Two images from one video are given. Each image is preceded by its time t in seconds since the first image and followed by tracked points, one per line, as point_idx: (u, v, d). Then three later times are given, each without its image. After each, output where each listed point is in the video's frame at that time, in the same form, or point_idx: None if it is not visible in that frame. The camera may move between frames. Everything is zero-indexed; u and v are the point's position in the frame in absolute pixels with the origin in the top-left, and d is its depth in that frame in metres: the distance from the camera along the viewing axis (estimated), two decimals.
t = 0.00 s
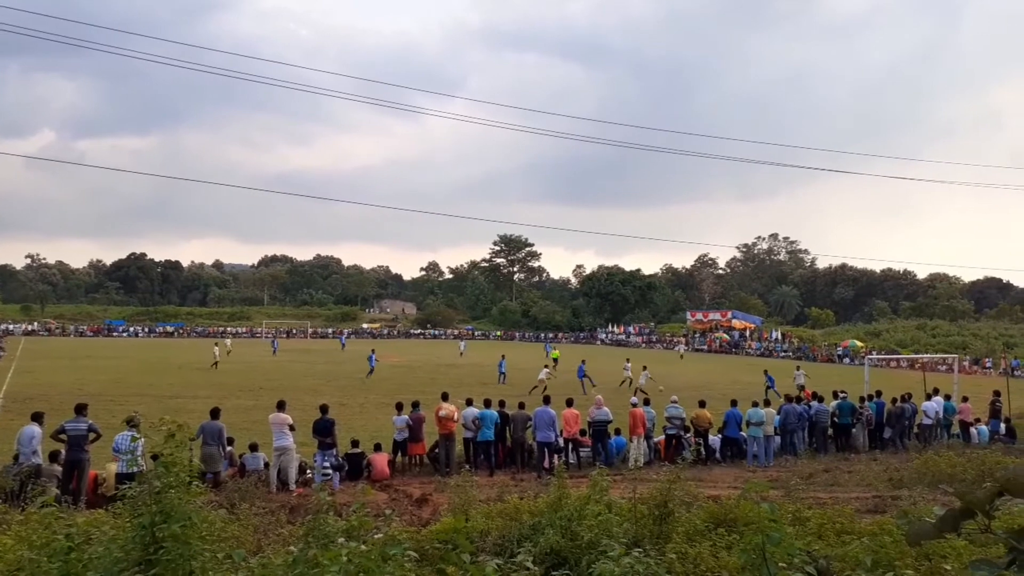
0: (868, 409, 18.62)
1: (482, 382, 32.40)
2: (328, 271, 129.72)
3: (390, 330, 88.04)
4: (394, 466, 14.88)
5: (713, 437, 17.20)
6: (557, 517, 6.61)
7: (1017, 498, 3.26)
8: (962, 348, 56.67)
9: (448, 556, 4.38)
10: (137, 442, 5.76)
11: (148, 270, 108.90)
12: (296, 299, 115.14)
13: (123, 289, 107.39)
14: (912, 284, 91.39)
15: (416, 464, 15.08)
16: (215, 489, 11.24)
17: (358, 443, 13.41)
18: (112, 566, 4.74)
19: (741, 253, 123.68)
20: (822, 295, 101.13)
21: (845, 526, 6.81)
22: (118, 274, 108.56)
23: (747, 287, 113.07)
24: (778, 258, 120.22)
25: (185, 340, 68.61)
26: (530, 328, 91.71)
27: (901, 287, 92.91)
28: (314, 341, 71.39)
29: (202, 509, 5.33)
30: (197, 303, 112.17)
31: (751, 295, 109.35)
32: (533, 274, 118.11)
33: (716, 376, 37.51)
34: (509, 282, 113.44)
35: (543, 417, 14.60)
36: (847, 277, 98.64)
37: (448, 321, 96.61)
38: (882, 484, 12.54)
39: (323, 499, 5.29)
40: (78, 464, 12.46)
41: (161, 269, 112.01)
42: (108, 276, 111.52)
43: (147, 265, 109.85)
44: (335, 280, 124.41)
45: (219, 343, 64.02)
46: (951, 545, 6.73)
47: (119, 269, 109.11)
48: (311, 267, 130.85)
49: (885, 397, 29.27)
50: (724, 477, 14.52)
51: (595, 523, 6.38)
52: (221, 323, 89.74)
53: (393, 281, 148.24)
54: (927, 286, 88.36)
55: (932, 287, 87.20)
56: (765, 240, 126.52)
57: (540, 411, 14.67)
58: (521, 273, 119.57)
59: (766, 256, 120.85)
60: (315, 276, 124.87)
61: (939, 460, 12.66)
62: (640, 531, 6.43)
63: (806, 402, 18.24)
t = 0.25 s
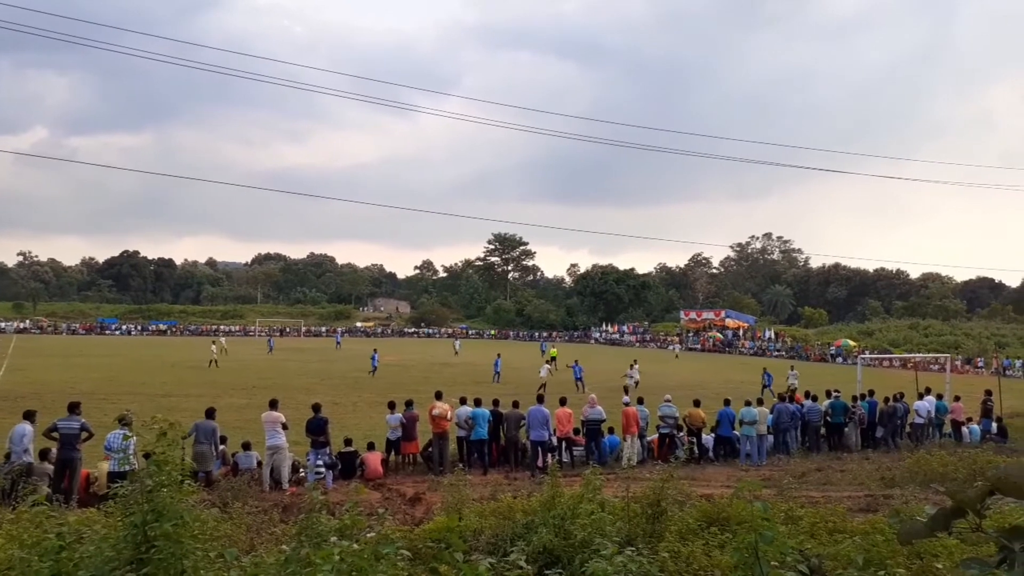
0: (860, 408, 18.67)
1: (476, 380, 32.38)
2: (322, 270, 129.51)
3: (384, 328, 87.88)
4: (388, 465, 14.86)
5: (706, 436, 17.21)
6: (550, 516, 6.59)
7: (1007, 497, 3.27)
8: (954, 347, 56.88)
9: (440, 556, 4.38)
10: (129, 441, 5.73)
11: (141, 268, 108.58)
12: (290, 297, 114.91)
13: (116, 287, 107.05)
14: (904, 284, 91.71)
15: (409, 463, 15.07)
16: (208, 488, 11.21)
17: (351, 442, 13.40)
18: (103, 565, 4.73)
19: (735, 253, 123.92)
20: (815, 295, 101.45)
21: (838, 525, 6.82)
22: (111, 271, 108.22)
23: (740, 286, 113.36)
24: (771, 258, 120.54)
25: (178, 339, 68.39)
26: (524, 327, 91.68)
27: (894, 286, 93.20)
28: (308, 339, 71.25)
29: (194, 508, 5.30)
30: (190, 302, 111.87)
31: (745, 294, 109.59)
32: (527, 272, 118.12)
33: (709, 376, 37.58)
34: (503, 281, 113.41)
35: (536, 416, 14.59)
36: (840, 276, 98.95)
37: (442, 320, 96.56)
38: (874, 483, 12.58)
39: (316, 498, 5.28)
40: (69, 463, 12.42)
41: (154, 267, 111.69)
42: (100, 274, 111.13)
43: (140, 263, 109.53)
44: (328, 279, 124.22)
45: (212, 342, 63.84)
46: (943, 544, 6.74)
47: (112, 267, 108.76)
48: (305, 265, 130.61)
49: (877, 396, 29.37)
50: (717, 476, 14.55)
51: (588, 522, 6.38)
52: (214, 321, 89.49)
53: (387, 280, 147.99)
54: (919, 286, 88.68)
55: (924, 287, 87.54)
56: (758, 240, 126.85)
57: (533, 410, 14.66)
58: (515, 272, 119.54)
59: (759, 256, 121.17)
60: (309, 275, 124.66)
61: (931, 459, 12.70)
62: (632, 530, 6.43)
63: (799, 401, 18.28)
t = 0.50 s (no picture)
0: (844, 408, 18.80)
1: (462, 381, 32.37)
2: (308, 270, 129.02)
3: (370, 329, 87.61)
4: (374, 466, 14.83)
5: (692, 436, 17.28)
6: (537, 516, 6.60)
7: (989, 497, 3.33)
8: (936, 348, 57.43)
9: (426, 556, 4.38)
10: (112, 442, 5.67)
11: (125, 268, 107.86)
12: (275, 297, 114.41)
13: (99, 287, 106.27)
14: (888, 285, 92.52)
15: (395, 464, 15.04)
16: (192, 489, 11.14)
17: (337, 442, 13.35)
18: (85, 567, 4.68)
19: (721, 254, 124.57)
20: (800, 296, 102.15)
21: (821, 524, 6.86)
22: (94, 271, 107.40)
23: (726, 287, 113.96)
24: (757, 259, 121.29)
25: (162, 339, 67.92)
26: (510, 328, 91.70)
27: (878, 287, 94.00)
28: (294, 340, 70.96)
29: (177, 509, 5.26)
30: (175, 302, 111.21)
31: (730, 295, 110.18)
32: (514, 273, 118.21)
33: (694, 376, 37.76)
34: (490, 281, 113.41)
35: (523, 417, 14.60)
36: (825, 278, 99.70)
37: (429, 321, 96.45)
38: (859, 482, 12.66)
39: (301, 499, 5.26)
40: (51, 464, 12.30)
41: (138, 267, 110.98)
42: (83, 273, 110.23)
43: (124, 262, 108.81)
44: (314, 279, 123.76)
45: (195, 342, 63.42)
46: (925, 543, 6.80)
47: (95, 267, 107.97)
48: (291, 265, 130.09)
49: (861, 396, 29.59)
50: (703, 476, 14.61)
51: (574, 522, 6.38)
52: (199, 322, 88.94)
53: (374, 280, 147.59)
54: (903, 288, 89.47)
55: (908, 289, 88.34)
56: (743, 241, 127.63)
57: (520, 410, 14.67)
58: (502, 272, 119.60)
59: (745, 257, 121.89)
60: (295, 275, 124.17)
61: (915, 459, 12.81)
62: (618, 529, 6.45)
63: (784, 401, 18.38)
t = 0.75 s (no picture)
0: (821, 408, 18.99)
1: (441, 382, 32.32)
2: (286, 272, 128.21)
3: (349, 330, 87.21)
4: (352, 468, 14.77)
5: (670, 437, 17.37)
6: (516, 518, 6.61)
7: (961, 495, 3.40)
8: (911, 349, 58.23)
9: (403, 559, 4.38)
10: (85, 446, 5.59)
11: (100, 269, 106.58)
12: (253, 299, 113.60)
13: (74, 289, 104.91)
14: (864, 286, 93.72)
15: (374, 466, 14.98)
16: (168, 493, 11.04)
17: (315, 444, 13.29)
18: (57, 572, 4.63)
19: (699, 256, 125.52)
20: (778, 297, 103.14)
21: (798, 523, 6.91)
22: (68, 272, 106.02)
23: (704, 288, 114.79)
24: (735, 260, 122.36)
25: (137, 341, 67.12)
26: (491, 329, 91.66)
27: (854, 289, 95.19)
28: (272, 342, 70.43)
29: (151, 514, 5.20)
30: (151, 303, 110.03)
31: (709, 296, 110.98)
32: (495, 274, 118.26)
33: (672, 377, 38.01)
34: (471, 282, 113.34)
35: (502, 418, 14.60)
36: (802, 279, 100.75)
37: (409, 322, 96.24)
38: (835, 481, 12.79)
39: (278, 503, 5.23)
40: (23, 469, 12.10)
41: (113, 268, 109.74)
42: (57, 274, 108.70)
43: (99, 264, 107.50)
44: (293, 280, 123.00)
45: (170, 344, 62.73)
46: (900, 541, 6.88)
47: (69, 268, 106.57)
48: (269, 266, 129.24)
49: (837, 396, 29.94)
50: (682, 476, 14.69)
51: (553, 523, 6.40)
52: (177, 323, 88.06)
53: (353, 281, 146.94)
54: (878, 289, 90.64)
55: (883, 290, 89.50)
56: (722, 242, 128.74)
57: (499, 412, 14.67)
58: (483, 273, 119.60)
59: (723, 258, 122.90)
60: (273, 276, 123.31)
61: (890, 459, 12.98)
62: (597, 530, 6.47)
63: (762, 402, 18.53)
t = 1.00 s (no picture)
0: (786, 405, 19.28)
1: (410, 381, 32.18)
2: (254, 270, 126.56)
3: (317, 329, 86.42)
4: (320, 468, 14.67)
5: (638, 434, 17.52)
6: (485, 515, 6.63)
7: (916, 489, 3.51)
8: (873, 346, 59.40)
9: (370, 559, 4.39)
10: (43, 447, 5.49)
11: (62, 266, 104.45)
12: (220, 297, 112.11)
13: (34, 286, 102.59)
14: (829, 285, 95.39)
15: (342, 465, 14.90)
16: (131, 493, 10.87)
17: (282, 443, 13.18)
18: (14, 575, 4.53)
19: (668, 255, 126.75)
20: (744, 295, 104.44)
21: (762, 518, 7.03)
22: (28, 269, 103.65)
23: (673, 286, 115.80)
24: (703, 259, 123.80)
25: (99, 339, 65.84)
26: (461, 327, 91.57)
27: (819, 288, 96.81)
28: (238, 340, 69.57)
29: (112, 515, 5.13)
30: (114, 301, 108.26)
31: (678, 294, 112.10)
32: (465, 273, 118.19)
33: (640, 374, 38.33)
34: (441, 281, 113.11)
35: (472, 416, 14.63)
36: (768, 278, 102.15)
37: (378, 320, 95.80)
38: (799, 477, 13.00)
39: (243, 502, 5.19)
40: None
41: (75, 265, 107.63)
42: (15, 271, 106.16)
43: (60, 260, 105.37)
44: (261, 278, 121.68)
45: (131, 343, 61.48)
46: (862, 535, 7.01)
47: (29, 265, 104.21)
48: (236, 263, 127.69)
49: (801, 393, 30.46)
50: (649, 473, 14.83)
51: (521, 520, 6.43)
52: (141, 322, 86.40)
53: (321, 279, 145.58)
54: (843, 288, 92.30)
55: (847, 289, 91.15)
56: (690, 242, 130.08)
57: (469, 409, 14.69)
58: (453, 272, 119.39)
59: (691, 258, 124.27)
60: (240, 273, 121.89)
61: (853, 455, 13.22)
62: (566, 526, 6.51)
63: (727, 399, 18.77)
